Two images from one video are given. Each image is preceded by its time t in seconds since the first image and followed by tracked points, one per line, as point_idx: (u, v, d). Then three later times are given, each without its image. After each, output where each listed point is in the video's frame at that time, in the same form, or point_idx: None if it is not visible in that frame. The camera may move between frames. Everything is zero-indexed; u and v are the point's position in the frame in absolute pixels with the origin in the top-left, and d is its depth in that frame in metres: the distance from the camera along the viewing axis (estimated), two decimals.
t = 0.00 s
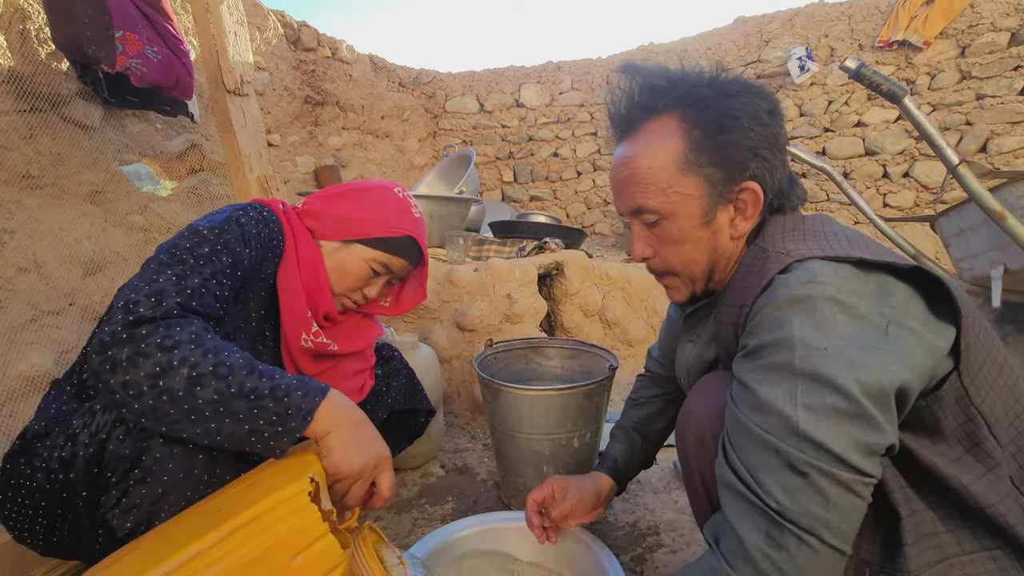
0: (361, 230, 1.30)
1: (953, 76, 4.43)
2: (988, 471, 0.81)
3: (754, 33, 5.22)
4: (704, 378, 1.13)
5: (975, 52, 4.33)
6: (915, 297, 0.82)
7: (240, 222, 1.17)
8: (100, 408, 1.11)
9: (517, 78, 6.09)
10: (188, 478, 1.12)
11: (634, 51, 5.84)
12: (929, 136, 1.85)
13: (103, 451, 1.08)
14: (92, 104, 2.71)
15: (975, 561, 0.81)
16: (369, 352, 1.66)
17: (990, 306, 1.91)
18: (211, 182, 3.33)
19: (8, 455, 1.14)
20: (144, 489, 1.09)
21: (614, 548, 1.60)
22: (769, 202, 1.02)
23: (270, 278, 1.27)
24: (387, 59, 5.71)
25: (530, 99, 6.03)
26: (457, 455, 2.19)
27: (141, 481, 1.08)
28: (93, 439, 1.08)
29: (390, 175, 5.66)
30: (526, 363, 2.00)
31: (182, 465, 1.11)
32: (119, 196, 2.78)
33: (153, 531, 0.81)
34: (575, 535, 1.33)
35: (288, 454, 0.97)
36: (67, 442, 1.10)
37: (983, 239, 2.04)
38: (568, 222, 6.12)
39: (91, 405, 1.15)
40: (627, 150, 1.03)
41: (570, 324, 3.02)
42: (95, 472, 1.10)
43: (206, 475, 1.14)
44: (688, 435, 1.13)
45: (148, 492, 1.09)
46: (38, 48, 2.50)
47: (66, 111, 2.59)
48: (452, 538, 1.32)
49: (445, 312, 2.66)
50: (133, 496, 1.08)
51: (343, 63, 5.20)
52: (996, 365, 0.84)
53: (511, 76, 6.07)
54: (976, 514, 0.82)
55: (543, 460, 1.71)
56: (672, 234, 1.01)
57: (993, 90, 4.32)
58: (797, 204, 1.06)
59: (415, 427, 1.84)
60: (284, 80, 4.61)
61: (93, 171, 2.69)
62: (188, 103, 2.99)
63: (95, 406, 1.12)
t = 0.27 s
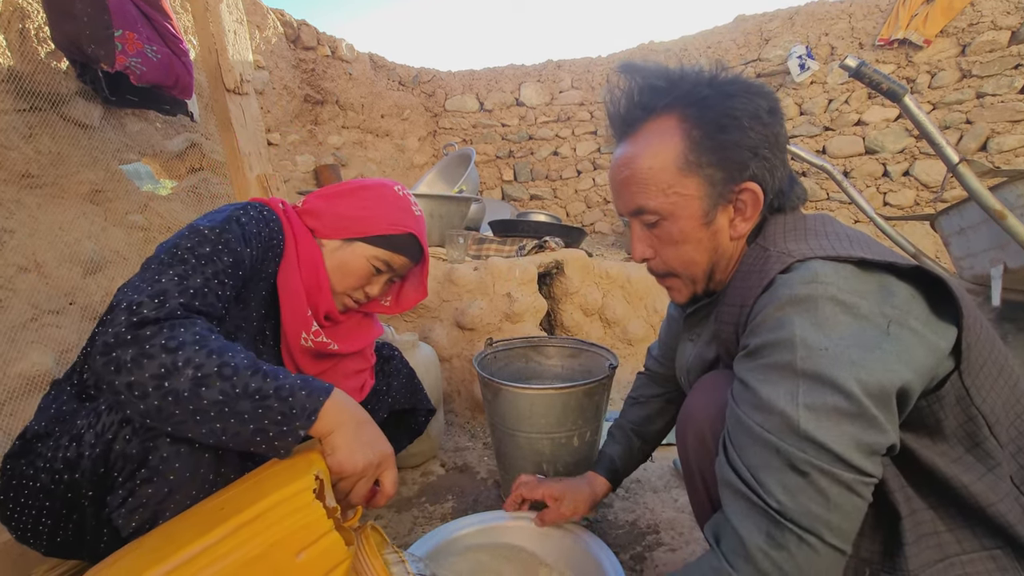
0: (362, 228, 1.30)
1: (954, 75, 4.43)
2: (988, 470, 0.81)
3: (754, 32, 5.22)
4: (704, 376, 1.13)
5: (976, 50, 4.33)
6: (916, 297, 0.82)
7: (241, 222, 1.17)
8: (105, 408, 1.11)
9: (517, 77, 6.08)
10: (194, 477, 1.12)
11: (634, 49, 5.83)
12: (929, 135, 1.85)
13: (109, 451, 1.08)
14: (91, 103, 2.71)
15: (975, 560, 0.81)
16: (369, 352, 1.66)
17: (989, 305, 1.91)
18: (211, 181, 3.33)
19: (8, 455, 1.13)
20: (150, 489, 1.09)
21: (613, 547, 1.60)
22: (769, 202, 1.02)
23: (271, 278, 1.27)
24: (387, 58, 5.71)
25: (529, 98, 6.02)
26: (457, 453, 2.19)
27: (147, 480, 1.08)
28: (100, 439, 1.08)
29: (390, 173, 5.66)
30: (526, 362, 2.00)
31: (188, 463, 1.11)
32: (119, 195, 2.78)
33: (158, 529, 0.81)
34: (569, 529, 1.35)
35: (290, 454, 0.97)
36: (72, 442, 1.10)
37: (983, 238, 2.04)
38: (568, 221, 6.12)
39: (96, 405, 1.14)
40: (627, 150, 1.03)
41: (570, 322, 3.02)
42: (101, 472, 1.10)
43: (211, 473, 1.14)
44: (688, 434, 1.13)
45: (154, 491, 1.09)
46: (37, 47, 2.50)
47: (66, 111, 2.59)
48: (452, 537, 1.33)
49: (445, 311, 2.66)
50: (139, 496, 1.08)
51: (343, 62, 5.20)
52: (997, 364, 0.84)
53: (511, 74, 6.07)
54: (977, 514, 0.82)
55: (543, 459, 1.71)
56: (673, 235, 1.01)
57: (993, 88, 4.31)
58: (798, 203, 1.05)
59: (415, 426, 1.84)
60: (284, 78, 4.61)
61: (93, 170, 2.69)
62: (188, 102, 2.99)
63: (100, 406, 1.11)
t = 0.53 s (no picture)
0: (362, 223, 1.30)
1: (954, 73, 4.42)
2: (987, 469, 0.81)
3: (754, 31, 5.21)
4: (704, 375, 1.13)
5: (976, 49, 4.32)
6: (917, 297, 0.82)
7: (244, 222, 1.17)
8: (110, 405, 1.11)
9: (517, 76, 6.07)
10: (199, 474, 1.12)
11: (634, 48, 5.82)
12: (928, 133, 1.84)
13: (114, 448, 1.08)
14: (91, 103, 2.70)
15: (974, 558, 0.81)
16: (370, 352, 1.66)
17: (989, 304, 1.91)
18: (211, 181, 3.32)
19: (11, 454, 1.14)
20: (154, 485, 1.08)
21: (613, 545, 1.61)
22: (768, 202, 1.02)
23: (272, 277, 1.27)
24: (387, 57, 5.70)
25: (529, 97, 6.02)
26: (457, 452, 2.20)
27: (152, 476, 1.08)
28: (104, 436, 1.08)
29: (390, 172, 5.65)
30: (526, 360, 2.00)
31: (193, 460, 1.11)
32: (118, 194, 2.77)
33: (161, 524, 0.81)
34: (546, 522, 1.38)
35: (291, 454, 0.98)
36: (76, 438, 1.10)
37: (983, 237, 2.04)
38: (568, 220, 6.11)
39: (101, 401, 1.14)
40: (627, 150, 1.03)
41: (570, 322, 3.02)
42: (106, 468, 1.10)
43: (215, 471, 1.14)
44: (687, 432, 1.13)
45: (158, 488, 1.09)
46: (37, 47, 2.49)
47: (66, 110, 2.59)
48: (452, 535, 1.33)
49: (445, 310, 2.66)
50: (143, 492, 1.08)
51: (343, 60, 5.20)
52: (996, 363, 0.85)
53: (510, 73, 6.06)
54: (975, 512, 0.82)
55: (543, 458, 1.71)
56: (673, 235, 1.01)
57: (993, 87, 4.31)
58: (798, 203, 1.05)
59: (415, 425, 1.85)
60: (284, 77, 4.62)
61: (93, 169, 2.69)
62: (188, 101, 2.99)
63: (105, 403, 1.11)
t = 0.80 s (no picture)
0: (353, 212, 1.30)
1: (955, 71, 4.41)
2: (991, 467, 0.81)
3: (754, 29, 5.20)
4: (706, 372, 1.13)
5: (977, 47, 4.32)
6: (922, 296, 0.82)
7: (236, 220, 1.17)
8: (104, 402, 1.12)
9: (517, 74, 6.06)
10: (194, 469, 1.12)
11: (634, 47, 5.82)
12: (929, 131, 1.84)
13: (109, 445, 1.08)
14: (91, 102, 2.70)
15: (978, 556, 0.81)
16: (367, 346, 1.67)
17: (990, 302, 1.91)
18: (211, 180, 3.32)
19: (11, 456, 1.14)
20: (151, 481, 1.09)
21: (613, 543, 1.61)
22: (772, 198, 1.02)
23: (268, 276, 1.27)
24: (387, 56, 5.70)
25: (529, 96, 6.02)
26: (457, 451, 2.20)
27: (148, 472, 1.09)
28: (99, 433, 1.08)
29: (391, 171, 5.65)
30: (526, 359, 2.00)
31: (188, 455, 1.11)
32: (119, 193, 2.77)
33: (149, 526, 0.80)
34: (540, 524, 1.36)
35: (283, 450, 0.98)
36: (72, 437, 1.11)
37: (983, 235, 2.04)
38: (568, 218, 6.11)
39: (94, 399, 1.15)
40: (629, 147, 1.03)
41: (571, 320, 3.02)
42: (102, 466, 1.10)
43: (211, 465, 1.14)
44: (689, 429, 1.13)
45: (155, 483, 1.09)
46: (37, 46, 2.49)
47: (66, 109, 2.59)
48: (452, 535, 1.32)
49: (445, 309, 2.67)
50: (140, 488, 1.08)
51: (343, 59, 5.19)
52: (1000, 361, 0.85)
53: (510, 72, 6.05)
54: (980, 509, 0.82)
55: (543, 457, 1.71)
56: (676, 231, 1.01)
57: (994, 85, 4.30)
58: (801, 200, 1.06)
59: (416, 422, 1.85)
60: (284, 76, 4.62)
61: (93, 169, 2.69)
62: (188, 100, 2.98)
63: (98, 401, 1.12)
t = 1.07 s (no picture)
0: (338, 206, 1.31)
1: (956, 70, 4.40)
2: (1001, 464, 0.81)
3: (754, 28, 5.19)
4: (712, 369, 1.13)
5: (977, 46, 4.32)
6: (931, 294, 0.82)
7: (209, 215, 1.18)
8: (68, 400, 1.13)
9: (517, 73, 6.06)
10: (159, 462, 1.12)
11: (634, 46, 5.81)
12: (930, 130, 1.84)
13: (72, 443, 1.09)
14: (92, 101, 2.70)
15: (989, 555, 0.81)
16: (361, 338, 1.68)
17: (991, 301, 1.91)
18: (211, 179, 3.32)
19: (8, 460, 1.16)
20: (119, 476, 1.09)
21: (614, 542, 1.61)
22: (778, 195, 1.02)
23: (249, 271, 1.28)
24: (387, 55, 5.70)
25: (529, 95, 6.01)
26: (458, 450, 2.20)
27: (114, 467, 1.09)
28: (62, 430, 1.09)
29: (391, 171, 5.64)
30: (527, 358, 2.00)
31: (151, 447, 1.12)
32: (120, 193, 2.77)
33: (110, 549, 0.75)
34: (540, 522, 1.36)
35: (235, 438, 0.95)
36: (42, 436, 1.13)
37: (984, 234, 2.04)
38: (568, 218, 6.11)
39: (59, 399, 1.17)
40: (633, 141, 1.03)
41: (571, 320, 3.02)
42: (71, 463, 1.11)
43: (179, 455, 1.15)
44: (694, 427, 1.13)
45: (122, 477, 1.09)
46: (37, 45, 2.49)
47: (66, 108, 2.59)
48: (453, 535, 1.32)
49: (446, 308, 2.67)
50: (109, 483, 1.09)
51: (343, 58, 5.19)
52: (1007, 358, 0.85)
53: (511, 71, 6.05)
54: (989, 507, 0.82)
55: (544, 456, 1.71)
56: (681, 227, 1.01)
57: (994, 84, 4.30)
58: (806, 198, 1.06)
59: (414, 416, 1.84)
60: (284, 75, 4.62)
61: (93, 168, 2.69)
62: (188, 100, 2.99)
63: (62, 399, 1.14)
